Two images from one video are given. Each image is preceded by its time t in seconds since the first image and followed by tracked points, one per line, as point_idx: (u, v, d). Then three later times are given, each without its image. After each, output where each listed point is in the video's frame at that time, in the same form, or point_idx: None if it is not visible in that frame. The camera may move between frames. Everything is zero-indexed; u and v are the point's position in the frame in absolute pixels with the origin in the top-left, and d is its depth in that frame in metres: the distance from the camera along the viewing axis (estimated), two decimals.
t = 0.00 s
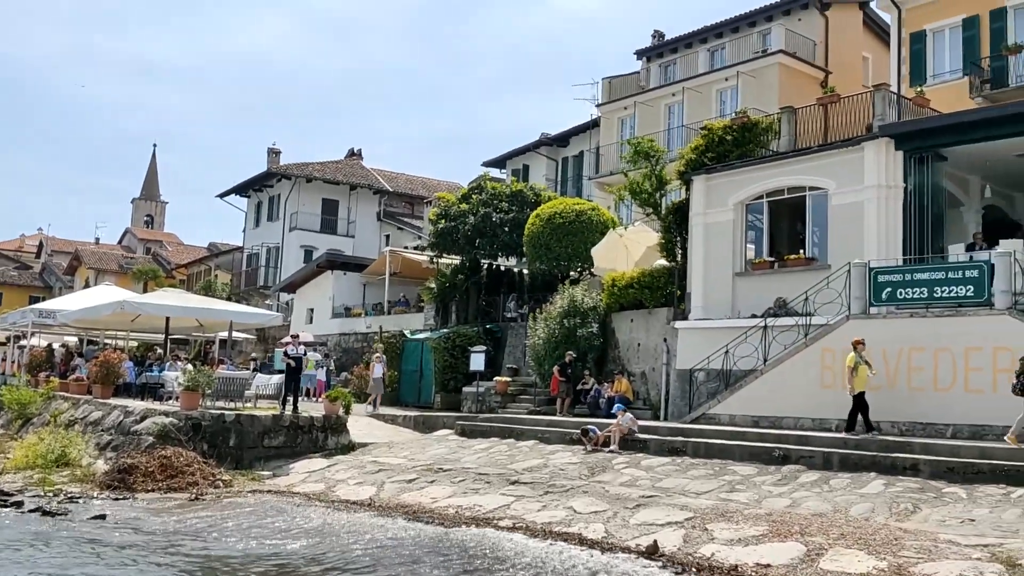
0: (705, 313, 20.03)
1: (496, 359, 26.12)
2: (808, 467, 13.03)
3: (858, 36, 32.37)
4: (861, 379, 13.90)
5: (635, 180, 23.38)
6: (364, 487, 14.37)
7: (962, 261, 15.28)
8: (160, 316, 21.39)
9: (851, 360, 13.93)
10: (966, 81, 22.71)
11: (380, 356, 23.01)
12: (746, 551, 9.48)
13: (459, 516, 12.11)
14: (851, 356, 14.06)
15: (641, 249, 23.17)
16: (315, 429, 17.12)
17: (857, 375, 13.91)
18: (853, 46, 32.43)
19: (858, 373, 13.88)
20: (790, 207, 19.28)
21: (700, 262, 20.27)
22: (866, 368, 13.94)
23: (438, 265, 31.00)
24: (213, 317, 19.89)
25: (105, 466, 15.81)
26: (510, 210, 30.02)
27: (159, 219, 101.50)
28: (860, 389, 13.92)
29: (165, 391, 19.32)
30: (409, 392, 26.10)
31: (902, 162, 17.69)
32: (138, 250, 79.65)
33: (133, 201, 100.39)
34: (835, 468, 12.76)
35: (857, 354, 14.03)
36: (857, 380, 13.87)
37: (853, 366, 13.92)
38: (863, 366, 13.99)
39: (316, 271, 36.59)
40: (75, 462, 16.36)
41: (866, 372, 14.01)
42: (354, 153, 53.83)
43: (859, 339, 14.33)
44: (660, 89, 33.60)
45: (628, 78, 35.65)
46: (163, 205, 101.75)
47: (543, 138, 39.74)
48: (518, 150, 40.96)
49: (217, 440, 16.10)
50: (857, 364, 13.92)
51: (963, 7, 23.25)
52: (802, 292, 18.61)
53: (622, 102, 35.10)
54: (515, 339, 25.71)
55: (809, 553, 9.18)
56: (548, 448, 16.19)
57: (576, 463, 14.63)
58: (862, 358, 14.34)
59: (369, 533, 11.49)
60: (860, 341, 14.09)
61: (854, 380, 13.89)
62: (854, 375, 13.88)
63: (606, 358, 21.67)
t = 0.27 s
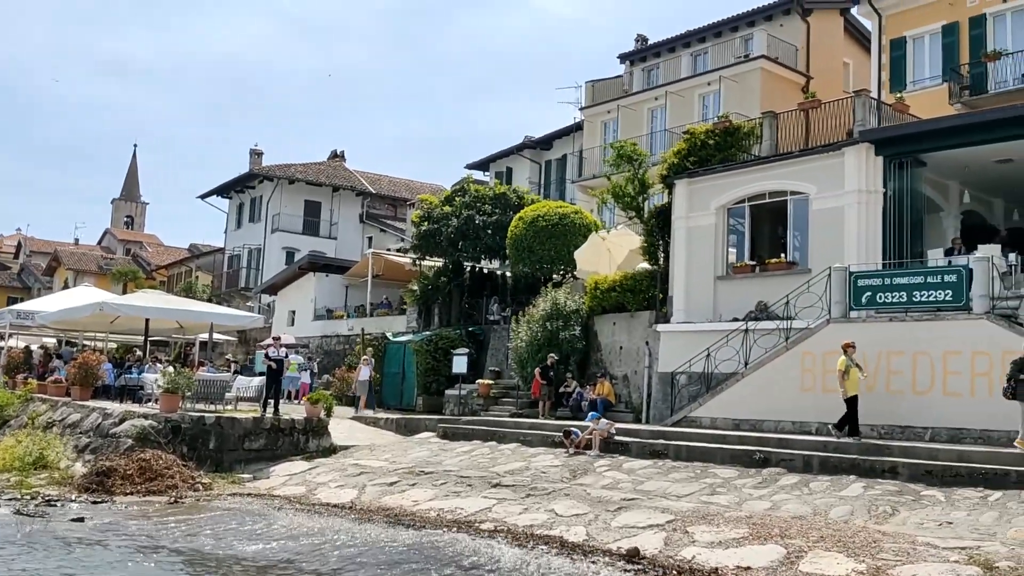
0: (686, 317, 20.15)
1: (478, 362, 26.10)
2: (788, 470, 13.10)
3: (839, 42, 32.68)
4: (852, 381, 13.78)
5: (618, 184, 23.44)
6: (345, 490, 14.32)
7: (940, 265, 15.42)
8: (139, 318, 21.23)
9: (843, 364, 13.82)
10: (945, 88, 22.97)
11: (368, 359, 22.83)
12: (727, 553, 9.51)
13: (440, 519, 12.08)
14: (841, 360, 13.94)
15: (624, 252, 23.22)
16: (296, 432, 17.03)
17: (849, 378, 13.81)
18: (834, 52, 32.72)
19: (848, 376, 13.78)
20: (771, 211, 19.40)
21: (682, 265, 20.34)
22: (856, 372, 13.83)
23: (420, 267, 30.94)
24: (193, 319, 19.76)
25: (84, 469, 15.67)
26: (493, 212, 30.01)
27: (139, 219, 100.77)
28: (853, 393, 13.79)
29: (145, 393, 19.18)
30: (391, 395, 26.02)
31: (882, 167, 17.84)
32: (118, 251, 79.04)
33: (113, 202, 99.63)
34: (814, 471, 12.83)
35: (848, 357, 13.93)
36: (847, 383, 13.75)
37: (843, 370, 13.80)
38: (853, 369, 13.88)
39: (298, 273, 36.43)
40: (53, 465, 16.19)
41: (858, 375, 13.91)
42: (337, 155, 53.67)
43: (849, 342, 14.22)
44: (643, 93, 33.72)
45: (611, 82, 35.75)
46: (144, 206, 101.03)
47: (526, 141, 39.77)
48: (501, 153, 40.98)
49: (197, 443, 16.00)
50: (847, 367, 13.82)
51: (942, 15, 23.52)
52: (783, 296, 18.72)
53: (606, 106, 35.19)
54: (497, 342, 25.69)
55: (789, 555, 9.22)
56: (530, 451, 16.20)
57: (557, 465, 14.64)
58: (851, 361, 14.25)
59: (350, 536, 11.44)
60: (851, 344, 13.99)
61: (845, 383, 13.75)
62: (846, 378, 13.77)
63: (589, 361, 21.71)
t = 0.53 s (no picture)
0: (668, 319, 20.22)
1: (461, 363, 26.07)
2: (769, 472, 13.17)
3: (821, 48, 32.90)
4: (841, 385, 13.78)
5: (601, 187, 23.49)
6: (326, 493, 14.26)
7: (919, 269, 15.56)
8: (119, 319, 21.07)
9: (834, 365, 13.80)
10: (925, 93, 23.15)
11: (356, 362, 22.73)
12: (708, 555, 9.55)
13: (422, 521, 12.06)
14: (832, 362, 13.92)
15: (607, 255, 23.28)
16: (277, 434, 16.94)
17: (839, 380, 13.81)
18: (817, 58, 32.95)
19: (838, 378, 13.77)
20: (752, 215, 19.51)
21: (664, 268, 20.42)
22: (846, 375, 13.82)
23: (404, 269, 30.89)
24: (174, 320, 19.64)
25: (62, 471, 15.52)
26: (476, 214, 30.00)
27: (119, 220, 100.00)
28: (841, 395, 13.81)
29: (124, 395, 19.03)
30: (373, 396, 25.93)
31: (863, 171, 17.98)
32: (98, 251, 78.41)
33: (93, 202, 98.85)
34: (795, 473, 12.90)
35: (839, 359, 13.91)
36: (836, 386, 13.77)
37: (834, 372, 13.78)
38: (843, 372, 13.87)
39: (280, 274, 36.27)
40: (31, 467, 16.04)
41: (846, 377, 13.92)
42: (319, 156, 53.49)
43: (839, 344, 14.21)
44: (626, 96, 33.84)
45: (596, 85, 35.82)
46: (124, 206, 100.29)
47: (510, 143, 39.79)
48: (485, 155, 40.97)
49: (177, 445, 15.89)
50: (838, 370, 13.80)
51: (922, 20, 23.74)
52: (764, 299, 18.83)
53: (589, 109, 35.27)
54: (480, 344, 25.67)
55: (770, 557, 9.27)
56: (512, 453, 16.20)
57: (540, 468, 14.64)
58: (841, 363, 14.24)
59: (331, 539, 11.40)
60: (841, 346, 13.98)
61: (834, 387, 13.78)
62: (836, 379, 13.77)
63: (572, 363, 21.75)
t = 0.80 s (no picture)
0: (651, 321, 20.26)
1: (444, 364, 26.05)
2: (750, 474, 13.23)
3: (804, 52, 33.08)
4: (833, 387, 13.90)
5: (584, 189, 23.53)
6: (308, 494, 14.20)
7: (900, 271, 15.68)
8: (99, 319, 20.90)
9: (827, 369, 13.92)
10: (906, 97, 23.37)
11: (340, 363, 22.50)
12: (689, 557, 9.58)
13: (404, 523, 12.03)
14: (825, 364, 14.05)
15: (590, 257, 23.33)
16: (259, 436, 16.84)
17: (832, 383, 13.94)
18: (799, 62, 33.14)
19: (831, 381, 13.90)
20: (735, 217, 19.60)
21: (647, 270, 20.49)
22: (839, 377, 13.94)
23: (387, 270, 30.83)
24: (155, 321, 19.49)
25: (40, 473, 15.37)
26: (460, 215, 29.98)
27: (100, 219, 99.22)
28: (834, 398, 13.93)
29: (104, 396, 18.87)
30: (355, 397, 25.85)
31: (844, 175, 18.11)
32: (78, 251, 77.78)
33: (73, 201, 98.03)
34: (776, 474, 12.96)
35: (832, 363, 14.03)
36: (830, 389, 13.90)
37: (826, 374, 13.90)
38: (836, 374, 14.00)
39: (262, 275, 36.09)
40: (8, 469, 15.88)
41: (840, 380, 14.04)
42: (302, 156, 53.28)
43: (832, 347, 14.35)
44: (610, 98, 33.91)
45: (579, 87, 35.87)
46: (105, 205, 99.51)
47: (494, 144, 39.78)
48: (468, 156, 40.95)
49: (157, 447, 15.78)
50: (831, 372, 13.92)
51: (903, 25, 23.91)
52: (746, 301, 18.93)
53: (573, 111, 35.32)
54: (463, 346, 25.65)
55: (751, 558, 9.31)
56: (495, 455, 16.20)
57: (522, 469, 14.64)
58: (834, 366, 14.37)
59: (312, 541, 11.35)
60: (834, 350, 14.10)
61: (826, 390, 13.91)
62: (829, 383, 13.90)
63: (555, 364, 21.77)
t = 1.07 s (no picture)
0: (634, 323, 20.30)
1: (427, 365, 26.01)
2: (732, 475, 13.28)
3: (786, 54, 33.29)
4: (827, 387, 13.92)
5: (567, 190, 23.55)
6: (289, 496, 14.13)
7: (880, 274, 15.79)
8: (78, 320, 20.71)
9: (819, 368, 13.95)
10: (886, 101, 23.56)
11: (323, 366, 22.25)
12: (671, 557, 9.61)
13: (386, 525, 11.99)
14: (818, 365, 14.07)
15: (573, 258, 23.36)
16: (239, 437, 16.75)
17: (825, 383, 13.95)
18: (781, 64, 33.34)
19: (825, 381, 13.90)
20: (717, 219, 19.67)
21: (631, 271, 20.53)
22: (832, 377, 13.96)
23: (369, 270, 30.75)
24: (135, 321, 19.34)
25: (17, 474, 15.19)
26: (443, 216, 29.96)
27: (79, 219, 98.37)
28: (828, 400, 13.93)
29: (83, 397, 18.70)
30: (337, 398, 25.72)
31: (825, 177, 18.22)
32: (57, 250, 77.10)
33: (53, 200, 97.16)
34: (757, 475, 13.02)
35: (824, 362, 14.08)
36: (823, 389, 13.89)
37: (820, 374, 13.92)
38: (828, 374, 14.02)
39: (244, 275, 35.91)
40: None
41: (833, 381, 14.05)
42: (285, 156, 53.05)
43: (824, 348, 14.41)
44: (593, 100, 33.98)
45: (563, 89, 35.91)
46: (85, 205, 98.67)
47: (477, 145, 39.77)
48: (452, 157, 40.91)
49: (137, 448, 15.65)
50: (824, 372, 13.94)
51: (884, 29, 24.11)
52: (728, 303, 19.00)
53: (556, 112, 35.36)
54: (446, 347, 25.62)
55: (732, 559, 9.35)
56: (477, 456, 16.19)
57: (505, 470, 14.64)
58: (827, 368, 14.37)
59: (293, 543, 11.30)
60: (826, 350, 14.15)
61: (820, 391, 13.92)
62: (823, 382, 13.92)
63: (538, 365, 21.78)
